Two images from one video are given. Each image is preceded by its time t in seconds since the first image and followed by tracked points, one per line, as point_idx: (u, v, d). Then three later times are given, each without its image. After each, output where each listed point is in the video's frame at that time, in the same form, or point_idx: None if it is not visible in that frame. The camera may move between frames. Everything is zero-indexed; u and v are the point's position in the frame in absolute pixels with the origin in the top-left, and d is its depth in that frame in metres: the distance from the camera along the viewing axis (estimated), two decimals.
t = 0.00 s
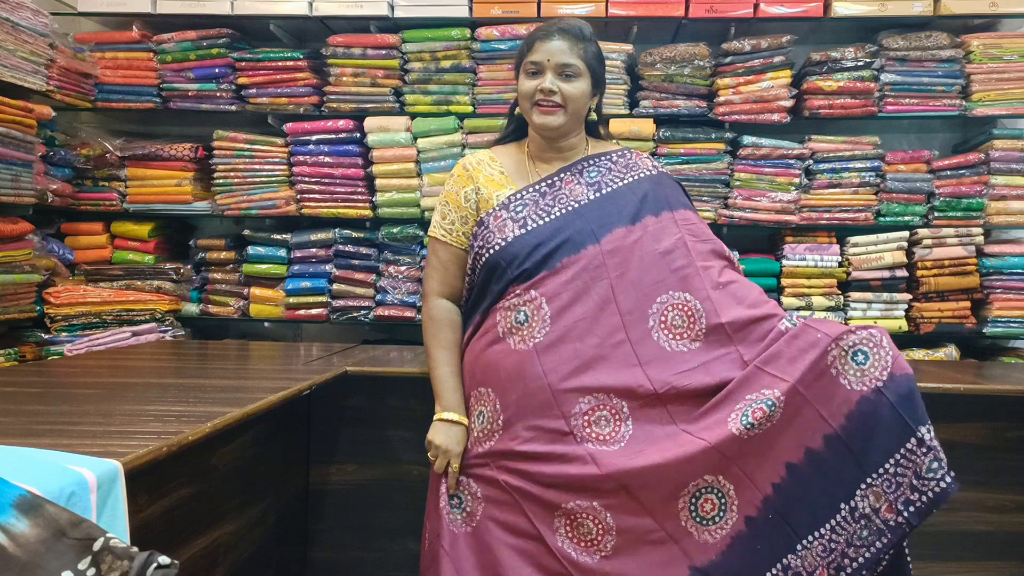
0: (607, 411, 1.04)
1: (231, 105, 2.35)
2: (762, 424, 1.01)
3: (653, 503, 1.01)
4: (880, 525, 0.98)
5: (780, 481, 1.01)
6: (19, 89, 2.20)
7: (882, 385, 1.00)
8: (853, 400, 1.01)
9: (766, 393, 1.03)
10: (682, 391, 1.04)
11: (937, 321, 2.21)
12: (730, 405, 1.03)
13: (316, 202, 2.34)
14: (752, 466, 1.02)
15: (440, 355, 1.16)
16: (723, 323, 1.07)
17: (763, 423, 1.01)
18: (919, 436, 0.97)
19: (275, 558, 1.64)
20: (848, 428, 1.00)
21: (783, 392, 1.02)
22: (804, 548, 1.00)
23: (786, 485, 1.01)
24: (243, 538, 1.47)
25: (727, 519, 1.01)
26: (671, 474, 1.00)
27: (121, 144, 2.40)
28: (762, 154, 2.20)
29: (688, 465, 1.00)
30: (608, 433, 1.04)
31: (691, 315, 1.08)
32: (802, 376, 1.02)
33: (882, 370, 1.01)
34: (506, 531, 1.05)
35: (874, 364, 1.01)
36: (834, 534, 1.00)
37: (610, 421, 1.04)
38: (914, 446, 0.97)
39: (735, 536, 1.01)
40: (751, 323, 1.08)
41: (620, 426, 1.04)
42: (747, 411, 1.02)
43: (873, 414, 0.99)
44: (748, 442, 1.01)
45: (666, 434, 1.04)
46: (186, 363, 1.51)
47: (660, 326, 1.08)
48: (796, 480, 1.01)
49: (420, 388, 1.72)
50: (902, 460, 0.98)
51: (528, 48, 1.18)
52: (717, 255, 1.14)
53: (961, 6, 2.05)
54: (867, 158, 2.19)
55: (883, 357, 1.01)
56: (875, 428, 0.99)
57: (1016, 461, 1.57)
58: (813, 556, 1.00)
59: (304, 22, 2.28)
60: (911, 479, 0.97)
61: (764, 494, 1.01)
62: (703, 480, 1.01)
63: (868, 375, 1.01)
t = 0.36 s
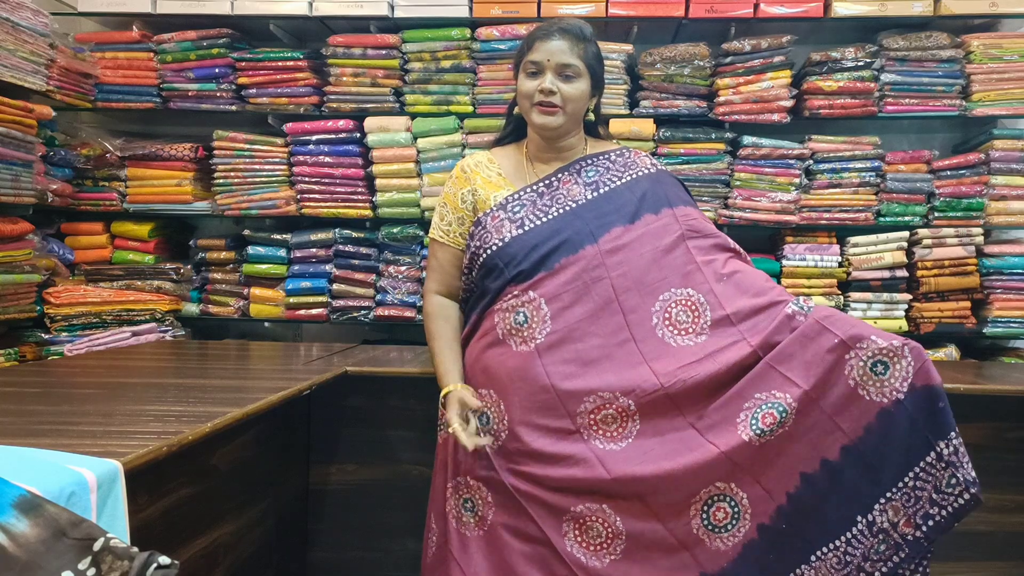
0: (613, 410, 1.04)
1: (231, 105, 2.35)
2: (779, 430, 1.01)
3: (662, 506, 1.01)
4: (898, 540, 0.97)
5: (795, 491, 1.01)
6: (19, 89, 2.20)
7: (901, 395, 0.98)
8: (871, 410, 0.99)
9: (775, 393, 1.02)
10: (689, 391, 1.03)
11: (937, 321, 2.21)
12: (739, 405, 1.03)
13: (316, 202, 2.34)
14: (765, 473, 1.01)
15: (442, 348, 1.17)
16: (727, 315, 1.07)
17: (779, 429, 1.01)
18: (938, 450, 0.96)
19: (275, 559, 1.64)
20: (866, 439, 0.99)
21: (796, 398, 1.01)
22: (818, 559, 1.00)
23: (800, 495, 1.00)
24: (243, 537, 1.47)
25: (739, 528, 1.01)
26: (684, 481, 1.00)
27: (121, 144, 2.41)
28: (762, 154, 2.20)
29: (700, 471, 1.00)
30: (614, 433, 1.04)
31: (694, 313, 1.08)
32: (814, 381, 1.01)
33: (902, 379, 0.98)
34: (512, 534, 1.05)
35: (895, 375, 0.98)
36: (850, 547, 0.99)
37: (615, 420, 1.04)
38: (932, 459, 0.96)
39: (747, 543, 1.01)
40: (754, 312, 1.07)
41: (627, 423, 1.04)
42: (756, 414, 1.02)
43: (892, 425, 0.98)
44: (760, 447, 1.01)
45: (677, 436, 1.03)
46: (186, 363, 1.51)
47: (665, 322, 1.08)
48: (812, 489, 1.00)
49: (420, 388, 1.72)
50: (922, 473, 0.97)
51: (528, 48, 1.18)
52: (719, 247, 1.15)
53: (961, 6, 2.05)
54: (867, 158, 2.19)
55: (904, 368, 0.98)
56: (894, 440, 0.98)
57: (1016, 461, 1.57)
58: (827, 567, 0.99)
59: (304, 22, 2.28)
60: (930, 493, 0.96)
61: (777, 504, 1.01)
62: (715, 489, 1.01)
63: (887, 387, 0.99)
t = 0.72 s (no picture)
0: (611, 410, 1.04)
1: (231, 105, 2.35)
2: (773, 430, 1.00)
3: (659, 507, 1.00)
4: (894, 543, 0.96)
5: (795, 495, 1.00)
6: (19, 89, 2.20)
7: (896, 393, 0.97)
8: (867, 408, 0.98)
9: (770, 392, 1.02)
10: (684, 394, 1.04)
11: (938, 321, 2.21)
12: (733, 406, 1.02)
13: (316, 202, 2.34)
14: (761, 476, 1.00)
15: (444, 348, 1.15)
16: (723, 315, 1.07)
17: (774, 429, 1.00)
18: (931, 449, 0.94)
19: (274, 559, 1.64)
20: (864, 438, 0.98)
21: (787, 393, 1.00)
22: (818, 561, 1.00)
23: (801, 499, 1.00)
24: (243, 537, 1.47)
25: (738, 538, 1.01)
26: (682, 482, 1.00)
27: (121, 144, 2.41)
28: (762, 154, 2.20)
29: (697, 473, 0.99)
30: (613, 434, 1.04)
31: (692, 314, 1.08)
32: (807, 377, 1.00)
33: (897, 376, 0.97)
34: (513, 535, 1.05)
35: (890, 371, 0.97)
36: (849, 549, 0.98)
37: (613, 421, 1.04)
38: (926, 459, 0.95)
39: (747, 549, 1.01)
40: (751, 311, 1.08)
41: (625, 426, 1.04)
42: (749, 413, 1.01)
43: (887, 424, 0.97)
44: (756, 446, 1.00)
45: (674, 436, 1.03)
46: (186, 363, 1.51)
47: (662, 322, 1.08)
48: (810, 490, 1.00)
49: (420, 388, 1.72)
50: (918, 474, 0.95)
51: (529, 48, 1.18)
52: (717, 248, 1.15)
53: (961, 6, 2.05)
54: (867, 158, 2.19)
55: (899, 363, 0.97)
56: (889, 439, 0.96)
57: (1015, 461, 1.57)
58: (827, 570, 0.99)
59: (304, 22, 2.28)
60: (926, 495, 0.95)
61: (777, 509, 1.00)
62: (713, 495, 1.00)
63: (882, 383, 0.98)
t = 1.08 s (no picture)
0: (613, 408, 1.04)
1: (231, 105, 2.35)
2: (778, 422, 1.01)
3: (662, 504, 1.00)
4: (890, 534, 0.95)
5: (798, 490, 1.00)
6: (19, 89, 2.20)
7: (897, 386, 0.97)
8: (867, 400, 0.98)
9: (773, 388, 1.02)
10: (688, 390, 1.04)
11: (938, 321, 2.21)
12: (738, 403, 1.03)
13: (316, 202, 2.34)
14: (765, 469, 1.01)
15: (434, 360, 1.19)
16: (724, 313, 1.08)
17: (778, 421, 1.01)
18: (933, 441, 0.94)
19: (274, 558, 1.64)
20: (863, 432, 0.98)
21: (792, 388, 1.01)
22: (820, 557, 1.00)
23: (803, 495, 1.00)
24: (243, 538, 1.47)
25: (742, 532, 1.00)
26: (686, 478, 1.00)
27: (121, 144, 2.41)
28: (762, 154, 2.20)
29: (700, 467, 1.00)
30: (616, 431, 1.04)
31: (693, 313, 1.09)
32: (810, 371, 1.01)
33: (899, 371, 0.97)
34: (514, 535, 1.04)
35: (891, 364, 0.98)
36: (849, 542, 0.98)
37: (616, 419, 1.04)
38: (926, 451, 0.94)
39: (750, 547, 1.00)
40: (750, 310, 1.08)
41: (628, 423, 1.04)
42: (754, 406, 1.02)
43: (886, 418, 0.97)
44: (759, 443, 1.01)
45: (676, 432, 1.04)
46: (186, 363, 1.51)
47: (663, 322, 1.08)
48: (812, 486, 1.00)
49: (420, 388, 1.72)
50: (916, 466, 0.95)
51: (529, 54, 1.17)
52: (718, 248, 1.15)
53: (961, 6, 2.05)
54: (867, 158, 2.19)
55: (900, 358, 0.98)
56: (888, 433, 0.96)
57: (1015, 461, 1.57)
58: (829, 565, 1.00)
59: (304, 22, 2.28)
60: (923, 487, 0.94)
61: (780, 504, 1.00)
62: (717, 487, 1.01)
63: (882, 376, 0.98)
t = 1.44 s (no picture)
0: (615, 406, 1.04)
1: (231, 105, 2.35)
2: (777, 421, 1.01)
3: (663, 502, 1.00)
4: (897, 529, 0.97)
5: (799, 486, 1.00)
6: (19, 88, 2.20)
7: (894, 381, 0.98)
8: (866, 396, 0.98)
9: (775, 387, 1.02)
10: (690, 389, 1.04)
11: (937, 321, 2.21)
12: (740, 401, 1.03)
13: (316, 202, 2.34)
14: (766, 465, 1.01)
15: (438, 360, 1.20)
16: (724, 310, 1.08)
17: (777, 419, 1.00)
18: (928, 437, 0.96)
19: (274, 559, 1.64)
20: (863, 427, 0.98)
21: (792, 386, 1.01)
22: (821, 551, 1.00)
23: (803, 490, 1.00)
24: (243, 538, 1.47)
25: (744, 524, 1.01)
26: (689, 477, 1.00)
27: (121, 144, 2.41)
28: (762, 154, 2.20)
29: (703, 465, 1.00)
30: (618, 429, 1.04)
31: (694, 312, 1.08)
32: (811, 369, 1.01)
33: (894, 366, 0.98)
34: (515, 534, 1.04)
35: (888, 360, 0.98)
36: (850, 537, 0.98)
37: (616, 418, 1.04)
38: (920, 446, 0.97)
39: (752, 542, 1.01)
40: (750, 306, 1.08)
41: (629, 421, 1.04)
42: (754, 406, 1.02)
43: (885, 414, 0.97)
44: (760, 441, 1.01)
45: (677, 429, 1.03)
46: (186, 363, 1.51)
47: (664, 320, 1.08)
48: (814, 481, 1.00)
49: (420, 388, 1.72)
50: (911, 458, 0.98)
51: (525, 61, 1.16)
52: (718, 247, 1.15)
53: (962, 6, 2.05)
54: (867, 158, 2.19)
55: (898, 353, 0.98)
56: (887, 428, 0.97)
57: (1014, 461, 1.57)
58: (830, 559, 0.99)
59: (305, 22, 2.28)
60: (918, 478, 0.97)
61: (781, 500, 1.01)
62: (719, 483, 1.01)
63: (880, 372, 0.98)
